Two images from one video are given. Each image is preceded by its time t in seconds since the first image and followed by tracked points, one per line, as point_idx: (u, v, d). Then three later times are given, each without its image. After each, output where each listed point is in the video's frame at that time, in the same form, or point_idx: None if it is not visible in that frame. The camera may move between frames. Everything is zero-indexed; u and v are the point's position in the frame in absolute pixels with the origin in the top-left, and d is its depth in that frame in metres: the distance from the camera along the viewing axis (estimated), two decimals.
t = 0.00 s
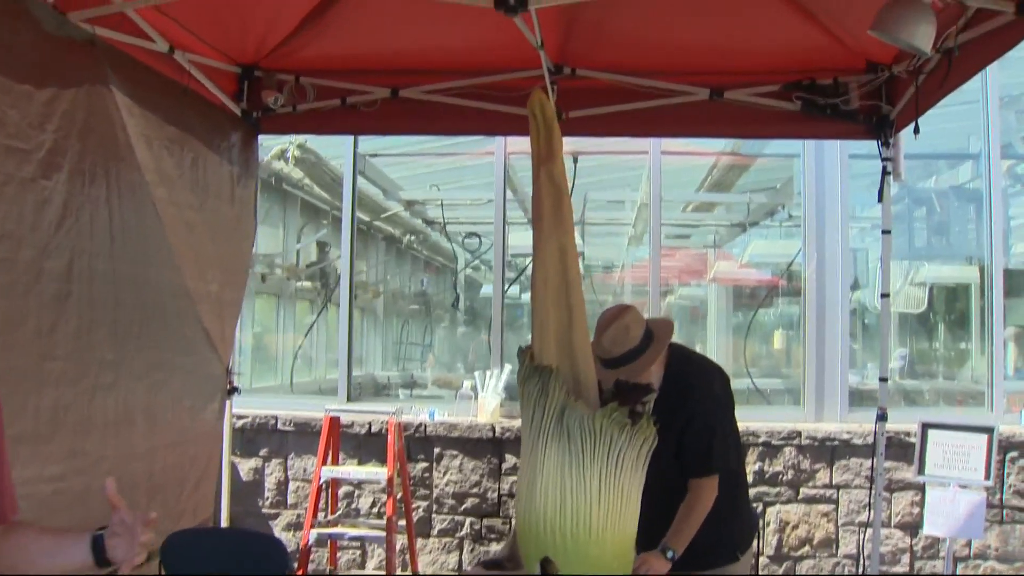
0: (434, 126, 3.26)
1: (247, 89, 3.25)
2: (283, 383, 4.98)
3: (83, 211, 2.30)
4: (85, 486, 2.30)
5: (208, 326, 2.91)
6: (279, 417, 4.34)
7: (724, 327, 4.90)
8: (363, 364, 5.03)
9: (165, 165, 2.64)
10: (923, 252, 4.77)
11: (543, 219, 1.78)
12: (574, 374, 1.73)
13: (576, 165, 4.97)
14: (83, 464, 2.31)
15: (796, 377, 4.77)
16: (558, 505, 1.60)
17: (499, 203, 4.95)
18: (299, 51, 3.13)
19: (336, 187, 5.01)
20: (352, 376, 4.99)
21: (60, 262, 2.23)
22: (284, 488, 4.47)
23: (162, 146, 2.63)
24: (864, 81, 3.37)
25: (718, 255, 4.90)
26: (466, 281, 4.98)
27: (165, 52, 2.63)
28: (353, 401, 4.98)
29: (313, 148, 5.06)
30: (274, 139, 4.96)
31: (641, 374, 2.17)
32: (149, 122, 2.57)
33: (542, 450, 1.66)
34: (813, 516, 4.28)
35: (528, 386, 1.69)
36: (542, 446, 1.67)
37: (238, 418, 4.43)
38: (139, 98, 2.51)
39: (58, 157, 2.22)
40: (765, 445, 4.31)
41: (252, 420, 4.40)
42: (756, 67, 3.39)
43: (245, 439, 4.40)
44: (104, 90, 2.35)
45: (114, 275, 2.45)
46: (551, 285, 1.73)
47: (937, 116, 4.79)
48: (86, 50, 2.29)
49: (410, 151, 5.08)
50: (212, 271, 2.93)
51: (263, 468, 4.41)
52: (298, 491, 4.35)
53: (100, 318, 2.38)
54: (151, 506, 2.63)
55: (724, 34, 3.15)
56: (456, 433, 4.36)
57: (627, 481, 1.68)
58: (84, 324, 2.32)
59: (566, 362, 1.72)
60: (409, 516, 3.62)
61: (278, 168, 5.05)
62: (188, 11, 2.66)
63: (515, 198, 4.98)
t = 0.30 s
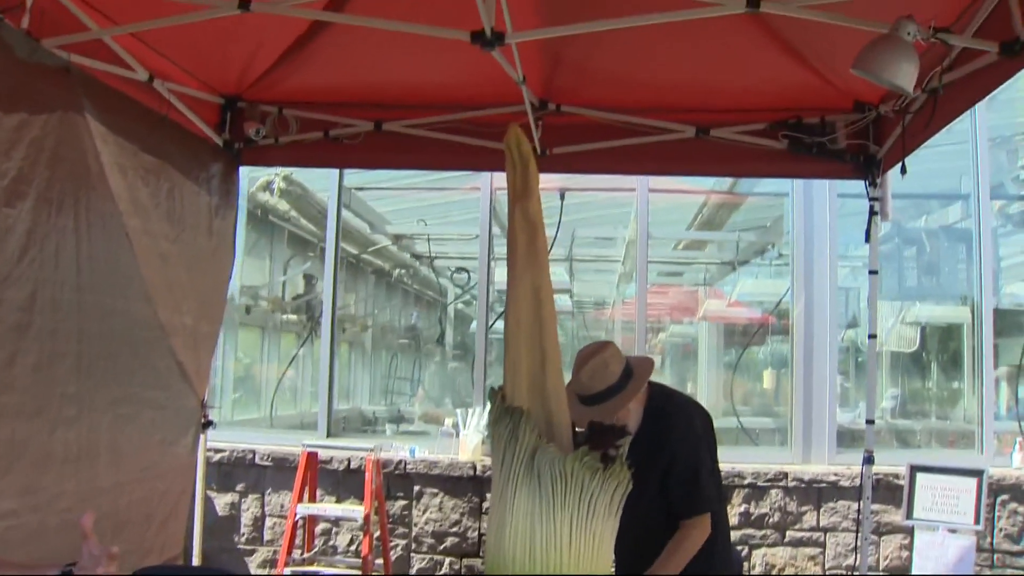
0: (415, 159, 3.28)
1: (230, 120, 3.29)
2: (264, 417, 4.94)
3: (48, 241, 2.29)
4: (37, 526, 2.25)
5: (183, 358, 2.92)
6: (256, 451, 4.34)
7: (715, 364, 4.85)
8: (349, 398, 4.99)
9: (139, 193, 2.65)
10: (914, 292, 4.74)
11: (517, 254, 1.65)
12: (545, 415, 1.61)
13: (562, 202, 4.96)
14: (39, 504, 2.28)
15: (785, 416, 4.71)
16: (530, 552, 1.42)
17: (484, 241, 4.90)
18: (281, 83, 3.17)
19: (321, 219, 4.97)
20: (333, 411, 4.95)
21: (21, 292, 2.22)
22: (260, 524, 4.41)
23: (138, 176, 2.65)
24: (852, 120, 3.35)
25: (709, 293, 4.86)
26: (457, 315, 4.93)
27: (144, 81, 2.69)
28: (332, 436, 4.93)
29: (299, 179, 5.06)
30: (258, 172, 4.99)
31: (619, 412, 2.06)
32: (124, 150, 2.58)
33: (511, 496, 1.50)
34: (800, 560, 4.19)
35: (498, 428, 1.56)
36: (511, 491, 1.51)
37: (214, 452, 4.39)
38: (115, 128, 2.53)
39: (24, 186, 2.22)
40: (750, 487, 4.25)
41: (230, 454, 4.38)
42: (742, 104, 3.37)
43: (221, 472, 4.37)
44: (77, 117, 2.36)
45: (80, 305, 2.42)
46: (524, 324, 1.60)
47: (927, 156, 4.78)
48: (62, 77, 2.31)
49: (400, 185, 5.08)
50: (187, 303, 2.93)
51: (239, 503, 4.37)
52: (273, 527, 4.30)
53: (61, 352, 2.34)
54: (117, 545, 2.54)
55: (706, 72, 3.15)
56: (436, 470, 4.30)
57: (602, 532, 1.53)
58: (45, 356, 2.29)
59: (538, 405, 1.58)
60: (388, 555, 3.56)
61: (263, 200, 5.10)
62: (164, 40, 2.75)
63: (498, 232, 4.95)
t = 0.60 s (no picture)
0: (399, 165, 3.35)
1: (219, 126, 3.38)
2: (255, 424, 4.93)
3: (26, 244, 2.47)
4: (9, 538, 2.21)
5: (170, 369, 2.94)
6: (246, 459, 4.32)
7: (710, 374, 4.83)
8: (343, 406, 5.01)
9: (126, 200, 2.66)
10: (909, 303, 4.71)
11: (504, 262, 1.67)
12: (533, 428, 1.62)
13: (555, 210, 4.95)
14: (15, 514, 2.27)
15: (780, 426, 4.69)
16: (512, 559, 1.39)
17: (477, 248, 4.91)
18: (272, 89, 3.27)
19: (314, 227, 4.99)
20: (324, 419, 4.94)
21: None
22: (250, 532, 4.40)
23: (123, 181, 2.66)
24: (846, 129, 3.33)
25: (704, 302, 4.86)
26: (451, 323, 4.91)
27: (131, 86, 2.82)
28: (323, 444, 4.91)
29: (290, 187, 5.06)
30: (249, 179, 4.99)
31: (611, 413, 2.06)
32: (110, 156, 2.60)
33: (497, 505, 1.50)
34: (793, 572, 4.15)
35: (484, 439, 1.58)
36: (497, 501, 1.51)
37: (203, 459, 4.38)
38: (100, 133, 2.53)
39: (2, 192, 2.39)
40: (743, 498, 4.22)
41: (219, 462, 4.36)
42: (736, 113, 3.36)
43: (210, 481, 4.36)
44: (61, 121, 2.41)
45: (59, 313, 2.58)
46: (510, 333, 1.64)
47: (923, 167, 4.77)
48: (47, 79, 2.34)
49: (395, 193, 5.07)
50: (175, 310, 2.95)
51: (229, 511, 4.36)
52: (263, 535, 4.28)
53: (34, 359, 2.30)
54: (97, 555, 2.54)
55: (695, 82, 3.15)
56: (427, 480, 4.29)
57: (591, 546, 1.48)
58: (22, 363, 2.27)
59: (524, 414, 1.61)
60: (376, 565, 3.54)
61: (255, 208, 5.10)
62: (152, 47, 2.88)
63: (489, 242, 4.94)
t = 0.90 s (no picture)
0: (396, 161, 3.35)
1: (218, 122, 3.39)
2: (253, 421, 4.93)
3: (16, 240, 2.45)
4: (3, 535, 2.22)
5: (167, 365, 3.03)
6: (243, 457, 4.31)
7: (710, 371, 4.81)
8: (342, 403, 4.99)
9: (124, 196, 2.76)
10: (909, 302, 4.70)
11: (503, 260, 1.66)
12: (531, 425, 1.60)
13: (554, 207, 4.93)
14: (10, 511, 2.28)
15: (779, 425, 4.68)
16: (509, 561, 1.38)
17: (475, 244, 4.90)
18: (270, 84, 3.27)
19: (313, 223, 4.98)
20: (321, 416, 4.94)
21: None
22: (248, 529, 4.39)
23: (121, 177, 2.76)
24: (847, 126, 3.31)
25: (704, 300, 4.85)
26: (450, 320, 4.90)
27: (130, 82, 2.83)
28: (320, 441, 4.91)
29: (289, 184, 5.05)
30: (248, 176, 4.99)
31: (620, 403, 2.05)
32: (108, 152, 2.69)
33: (494, 504, 1.49)
34: (791, 571, 4.15)
35: (480, 435, 1.56)
36: (494, 500, 1.50)
37: (201, 456, 4.38)
38: (98, 129, 2.63)
39: None
40: (742, 496, 4.22)
41: (216, 458, 4.36)
42: (736, 110, 3.35)
43: (208, 478, 4.36)
44: (59, 116, 2.47)
45: (52, 309, 2.58)
46: (510, 330, 1.62)
47: (924, 165, 4.75)
48: (45, 75, 2.39)
49: (394, 189, 5.06)
50: (172, 307, 3.04)
51: (226, 508, 4.34)
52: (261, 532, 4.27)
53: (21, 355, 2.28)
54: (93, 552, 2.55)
55: (696, 78, 3.14)
56: (426, 478, 4.28)
57: (587, 546, 1.49)
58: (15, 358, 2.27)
59: (522, 412, 1.60)
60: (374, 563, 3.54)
61: (254, 204, 5.10)
62: (151, 42, 2.87)
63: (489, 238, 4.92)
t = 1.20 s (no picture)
0: (394, 159, 3.36)
1: (215, 121, 3.40)
2: (252, 419, 4.92)
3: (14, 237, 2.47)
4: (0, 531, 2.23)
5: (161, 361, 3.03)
6: (241, 454, 4.30)
7: (708, 369, 4.81)
8: (340, 401, 4.99)
9: (120, 194, 2.79)
10: (906, 300, 4.71)
11: (501, 258, 1.66)
12: (529, 422, 1.60)
13: (552, 205, 4.94)
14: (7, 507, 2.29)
15: (777, 423, 4.68)
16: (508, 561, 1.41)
17: (473, 243, 4.88)
18: (268, 83, 3.28)
19: (311, 221, 4.98)
20: (319, 414, 4.93)
21: None
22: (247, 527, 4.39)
23: (118, 174, 2.78)
24: (845, 124, 3.32)
25: (702, 298, 4.85)
26: (447, 318, 4.90)
27: (126, 79, 2.83)
28: (319, 439, 4.91)
29: (288, 181, 5.05)
30: (246, 173, 4.99)
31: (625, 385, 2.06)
32: (105, 150, 2.73)
33: (492, 503, 1.49)
34: (789, 568, 4.16)
35: (479, 431, 1.55)
36: (492, 498, 1.50)
37: (199, 454, 4.37)
38: (96, 127, 2.67)
39: None
40: (740, 494, 4.21)
41: (214, 456, 4.35)
42: (734, 109, 3.35)
43: (206, 475, 4.36)
44: (56, 114, 2.50)
45: (49, 309, 2.59)
46: (508, 328, 1.61)
47: (922, 163, 4.76)
48: (42, 73, 2.43)
49: (392, 187, 5.06)
50: (168, 305, 3.06)
51: (224, 506, 4.34)
52: (259, 530, 4.27)
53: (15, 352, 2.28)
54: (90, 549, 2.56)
55: (693, 76, 3.14)
56: (423, 476, 4.28)
57: (586, 541, 1.51)
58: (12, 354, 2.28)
59: (520, 410, 1.59)
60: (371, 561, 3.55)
61: (252, 202, 5.10)
62: (148, 40, 2.88)
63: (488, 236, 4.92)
